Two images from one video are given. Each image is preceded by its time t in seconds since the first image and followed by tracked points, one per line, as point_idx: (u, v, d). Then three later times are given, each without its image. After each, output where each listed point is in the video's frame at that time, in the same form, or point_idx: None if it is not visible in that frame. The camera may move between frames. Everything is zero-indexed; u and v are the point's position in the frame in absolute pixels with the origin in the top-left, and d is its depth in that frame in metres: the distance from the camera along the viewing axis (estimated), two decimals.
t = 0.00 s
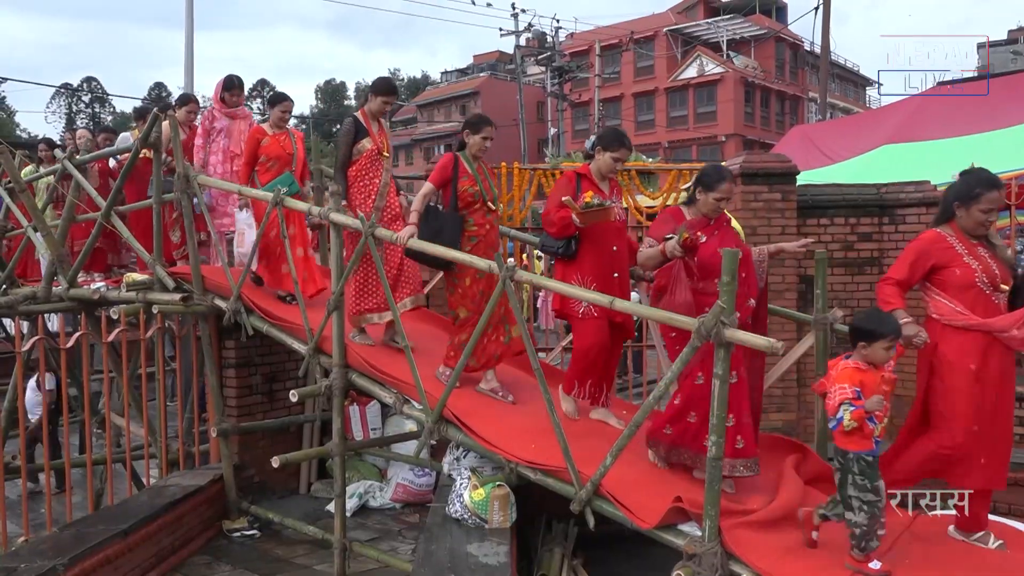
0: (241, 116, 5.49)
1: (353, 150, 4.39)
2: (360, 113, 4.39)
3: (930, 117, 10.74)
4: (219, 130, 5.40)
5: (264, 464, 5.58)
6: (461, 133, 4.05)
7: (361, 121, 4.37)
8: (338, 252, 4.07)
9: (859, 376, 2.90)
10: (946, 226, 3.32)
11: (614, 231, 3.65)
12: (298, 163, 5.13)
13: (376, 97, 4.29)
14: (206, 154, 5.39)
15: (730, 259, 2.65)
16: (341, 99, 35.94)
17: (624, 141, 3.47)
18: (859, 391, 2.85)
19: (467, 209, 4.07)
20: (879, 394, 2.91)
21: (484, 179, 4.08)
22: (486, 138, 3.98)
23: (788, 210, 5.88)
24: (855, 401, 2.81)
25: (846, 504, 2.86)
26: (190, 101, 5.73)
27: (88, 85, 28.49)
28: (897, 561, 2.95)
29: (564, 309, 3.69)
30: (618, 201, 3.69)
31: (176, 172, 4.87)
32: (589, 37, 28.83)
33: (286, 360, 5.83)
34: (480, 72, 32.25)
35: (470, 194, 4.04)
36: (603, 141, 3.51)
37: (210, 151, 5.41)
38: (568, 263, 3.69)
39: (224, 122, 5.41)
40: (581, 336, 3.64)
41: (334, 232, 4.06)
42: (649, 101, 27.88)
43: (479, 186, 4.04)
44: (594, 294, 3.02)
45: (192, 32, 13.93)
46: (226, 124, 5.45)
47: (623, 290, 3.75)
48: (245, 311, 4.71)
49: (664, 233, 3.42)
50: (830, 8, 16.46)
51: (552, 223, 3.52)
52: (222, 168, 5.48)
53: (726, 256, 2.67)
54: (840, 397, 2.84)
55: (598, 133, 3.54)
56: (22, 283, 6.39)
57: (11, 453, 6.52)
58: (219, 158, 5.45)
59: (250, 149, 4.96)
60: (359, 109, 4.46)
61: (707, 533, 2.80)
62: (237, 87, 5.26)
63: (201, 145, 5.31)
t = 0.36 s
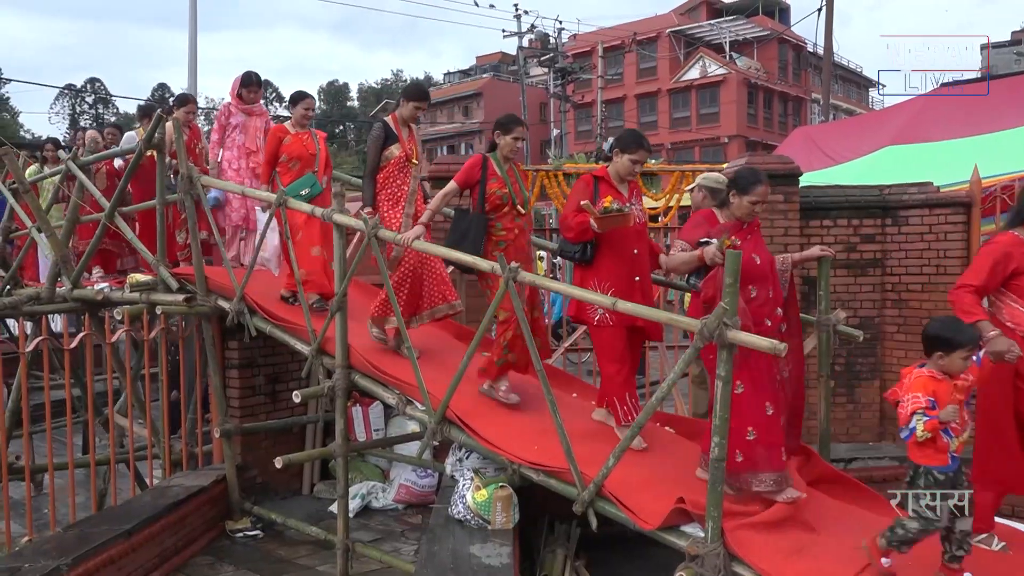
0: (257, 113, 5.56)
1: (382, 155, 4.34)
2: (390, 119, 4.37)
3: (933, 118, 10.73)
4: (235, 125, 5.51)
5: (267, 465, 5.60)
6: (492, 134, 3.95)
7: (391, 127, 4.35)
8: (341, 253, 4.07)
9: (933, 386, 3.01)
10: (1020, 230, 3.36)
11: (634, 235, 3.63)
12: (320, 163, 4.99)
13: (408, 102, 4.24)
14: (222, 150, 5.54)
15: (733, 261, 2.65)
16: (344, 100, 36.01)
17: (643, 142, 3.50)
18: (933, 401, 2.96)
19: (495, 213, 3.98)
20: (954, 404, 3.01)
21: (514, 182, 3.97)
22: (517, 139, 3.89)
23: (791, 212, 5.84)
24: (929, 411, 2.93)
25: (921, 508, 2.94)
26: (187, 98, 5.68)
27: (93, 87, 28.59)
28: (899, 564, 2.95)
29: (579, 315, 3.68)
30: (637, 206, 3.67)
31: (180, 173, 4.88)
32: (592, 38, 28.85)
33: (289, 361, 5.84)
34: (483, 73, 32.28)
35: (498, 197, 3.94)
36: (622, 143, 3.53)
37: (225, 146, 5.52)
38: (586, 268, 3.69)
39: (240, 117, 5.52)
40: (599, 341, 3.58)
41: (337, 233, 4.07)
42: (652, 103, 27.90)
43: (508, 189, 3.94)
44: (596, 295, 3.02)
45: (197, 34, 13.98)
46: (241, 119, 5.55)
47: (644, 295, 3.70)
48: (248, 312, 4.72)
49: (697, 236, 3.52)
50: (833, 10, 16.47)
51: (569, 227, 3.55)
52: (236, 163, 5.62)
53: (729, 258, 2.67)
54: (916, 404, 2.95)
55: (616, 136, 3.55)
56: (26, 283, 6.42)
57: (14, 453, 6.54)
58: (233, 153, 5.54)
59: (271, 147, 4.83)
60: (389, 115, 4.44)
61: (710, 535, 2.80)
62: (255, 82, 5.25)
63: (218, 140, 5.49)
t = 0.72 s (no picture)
0: (272, 112, 5.52)
1: (413, 166, 4.26)
2: (422, 128, 4.30)
3: (942, 120, 10.67)
4: (249, 125, 5.44)
5: (274, 464, 5.61)
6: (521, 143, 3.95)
7: (423, 136, 4.28)
8: (349, 253, 4.08)
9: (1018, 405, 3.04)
10: None
11: (661, 244, 3.62)
12: (349, 169, 5.07)
13: (439, 112, 4.13)
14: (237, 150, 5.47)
15: (740, 262, 2.65)
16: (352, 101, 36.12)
17: (665, 146, 3.48)
18: (1017, 422, 3.01)
19: (524, 223, 3.92)
20: None
21: (544, 191, 3.95)
22: (546, 147, 3.87)
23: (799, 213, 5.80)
24: (1010, 432, 3.00)
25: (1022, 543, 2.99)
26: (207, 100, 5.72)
27: (102, 87, 28.73)
28: (906, 566, 2.93)
29: (606, 325, 3.55)
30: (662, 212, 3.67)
31: (189, 173, 4.90)
32: (600, 39, 28.85)
33: (296, 360, 5.86)
34: (490, 74, 32.29)
35: (529, 208, 3.91)
36: (644, 148, 3.52)
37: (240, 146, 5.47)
38: (611, 278, 3.66)
39: (255, 117, 5.46)
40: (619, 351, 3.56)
41: (345, 233, 4.08)
42: (660, 104, 27.86)
43: (539, 200, 3.92)
44: (604, 297, 3.01)
45: (206, 35, 14.03)
46: (257, 118, 5.49)
47: (670, 304, 3.69)
48: (256, 311, 4.72)
49: (746, 243, 3.27)
50: (841, 12, 16.42)
51: (593, 235, 3.51)
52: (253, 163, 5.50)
53: (737, 260, 2.66)
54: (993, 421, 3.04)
55: (637, 141, 3.55)
56: (36, 283, 6.45)
57: (23, 451, 6.57)
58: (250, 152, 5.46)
59: (301, 154, 4.89)
60: (421, 123, 4.37)
61: (717, 536, 2.79)
62: (270, 83, 5.33)
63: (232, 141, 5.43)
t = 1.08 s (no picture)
0: (285, 115, 5.49)
1: (448, 176, 4.09)
2: (454, 136, 4.13)
3: (948, 121, 10.62)
4: (263, 128, 5.38)
5: (279, 465, 5.62)
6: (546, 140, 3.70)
7: (456, 145, 4.09)
8: (355, 253, 4.09)
9: None
10: None
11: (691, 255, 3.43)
12: (379, 180, 5.01)
13: (473, 119, 3.99)
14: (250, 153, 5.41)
15: (746, 263, 2.64)
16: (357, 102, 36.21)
17: (692, 155, 3.35)
18: None
19: (553, 223, 3.70)
20: None
21: (573, 192, 3.72)
22: (574, 143, 3.64)
23: (804, 214, 5.86)
24: None
25: None
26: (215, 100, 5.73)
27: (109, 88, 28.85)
28: (913, 568, 2.92)
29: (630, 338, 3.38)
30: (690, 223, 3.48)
31: (195, 174, 4.92)
32: (605, 40, 28.85)
33: (302, 361, 5.87)
34: (496, 75, 32.31)
35: (558, 209, 3.68)
36: (670, 157, 3.39)
37: (254, 149, 5.40)
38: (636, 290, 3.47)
39: (268, 119, 5.41)
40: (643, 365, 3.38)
41: (351, 234, 4.09)
42: (665, 105, 27.84)
43: (568, 201, 3.69)
44: (610, 298, 3.02)
45: (213, 36, 14.08)
46: (269, 121, 5.44)
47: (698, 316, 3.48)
48: (262, 312, 4.74)
49: (811, 257, 2.91)
50: (848, 12, 16.38)
51: (621, 247, 3.32)
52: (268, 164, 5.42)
53: (742, 260, 2.66)
54: None
55: (663, 151, 3.42)
56: (43, 283, 6.49)
57: (30, 451, 6.61)
58: (263, 154, 5.40)
59: (331, 163, 4.82)
60: (453, 131, 4.19)
61: (723, 538, 2.81)
62: (282, 86, 5.22)
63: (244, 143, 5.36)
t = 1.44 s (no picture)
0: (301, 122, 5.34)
1: (479, 184, 4.09)
2: (483, 145, 4.12)
3: (949, 120, 10.60)
4: (280, 135, 5.21)
5: (281, 465, 5.62)
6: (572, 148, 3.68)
7: (485, 152, 4.09)
8: (356, 253, 4.08)
9: None
10: None
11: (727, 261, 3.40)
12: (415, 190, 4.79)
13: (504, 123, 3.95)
14: (265, 160, 5.21)
15: (747, 263, 2.64)
16: (359, 101, 36.22)
17: (729, 160, 3.33)
18: None
19: (581, 231, 3.65)
20: None
21: (601, 199, 3.67)
22: (601, 149, 3.59)
23: (806, 214, 5.84)
24: None
25: None
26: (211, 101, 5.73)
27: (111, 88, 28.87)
28: (916, 568, 2.92)
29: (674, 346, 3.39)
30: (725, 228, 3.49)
31: (197, 174, 4.92)
32: (607, 40, 28.84)
33: (303, 361, 5.88)
34: (497, 75, 32.29)
35: (586, 215, 3.63)
36: (707, 162, 3.37)
37: (269, 156, 5.21)
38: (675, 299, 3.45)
39: (285, 127, 5.24)
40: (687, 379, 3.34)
41: (352, 233, 4.09)
42: (667, 104, 27.82)
43: (597, 207, 3.64)
44: (611, 297, 3.02)
45: (214, 35, 14.08)
46: (287, 128, 5.27)
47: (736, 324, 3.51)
48: (264, 311, 4.74)
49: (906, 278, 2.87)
50: (849, 12, 16.35)
51: (657, 256, 3.30)
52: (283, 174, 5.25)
53: (743, 260, 2.66)
54: None
55: (699, 155, 3.41)
56: (45, 283, 6.50)
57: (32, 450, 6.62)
58: (279, 162, 5.22)
59: (365, 168, 4.67)
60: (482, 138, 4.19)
61: (724, 537, 2.80)
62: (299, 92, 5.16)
63: (260, 150, 5.16)
